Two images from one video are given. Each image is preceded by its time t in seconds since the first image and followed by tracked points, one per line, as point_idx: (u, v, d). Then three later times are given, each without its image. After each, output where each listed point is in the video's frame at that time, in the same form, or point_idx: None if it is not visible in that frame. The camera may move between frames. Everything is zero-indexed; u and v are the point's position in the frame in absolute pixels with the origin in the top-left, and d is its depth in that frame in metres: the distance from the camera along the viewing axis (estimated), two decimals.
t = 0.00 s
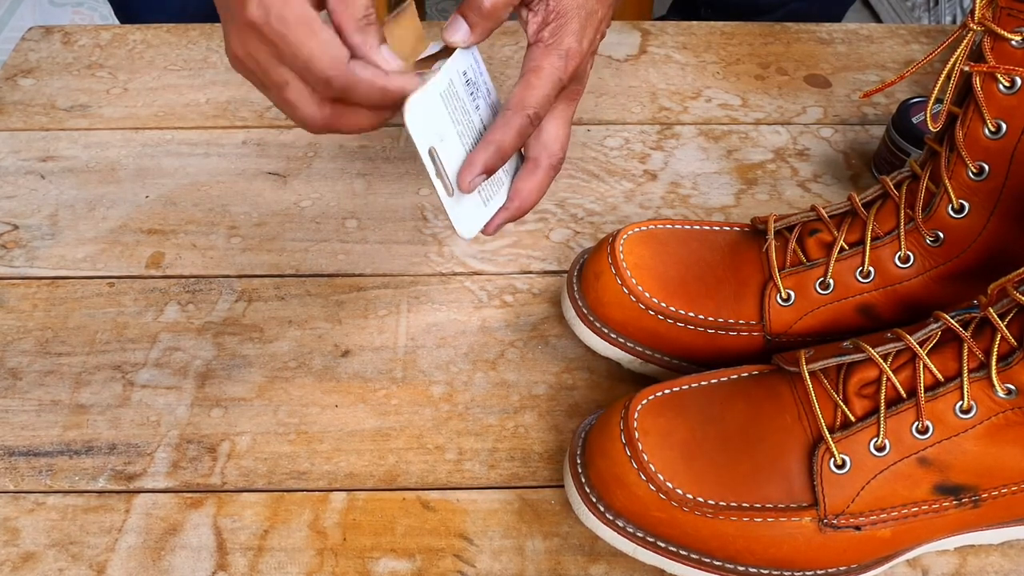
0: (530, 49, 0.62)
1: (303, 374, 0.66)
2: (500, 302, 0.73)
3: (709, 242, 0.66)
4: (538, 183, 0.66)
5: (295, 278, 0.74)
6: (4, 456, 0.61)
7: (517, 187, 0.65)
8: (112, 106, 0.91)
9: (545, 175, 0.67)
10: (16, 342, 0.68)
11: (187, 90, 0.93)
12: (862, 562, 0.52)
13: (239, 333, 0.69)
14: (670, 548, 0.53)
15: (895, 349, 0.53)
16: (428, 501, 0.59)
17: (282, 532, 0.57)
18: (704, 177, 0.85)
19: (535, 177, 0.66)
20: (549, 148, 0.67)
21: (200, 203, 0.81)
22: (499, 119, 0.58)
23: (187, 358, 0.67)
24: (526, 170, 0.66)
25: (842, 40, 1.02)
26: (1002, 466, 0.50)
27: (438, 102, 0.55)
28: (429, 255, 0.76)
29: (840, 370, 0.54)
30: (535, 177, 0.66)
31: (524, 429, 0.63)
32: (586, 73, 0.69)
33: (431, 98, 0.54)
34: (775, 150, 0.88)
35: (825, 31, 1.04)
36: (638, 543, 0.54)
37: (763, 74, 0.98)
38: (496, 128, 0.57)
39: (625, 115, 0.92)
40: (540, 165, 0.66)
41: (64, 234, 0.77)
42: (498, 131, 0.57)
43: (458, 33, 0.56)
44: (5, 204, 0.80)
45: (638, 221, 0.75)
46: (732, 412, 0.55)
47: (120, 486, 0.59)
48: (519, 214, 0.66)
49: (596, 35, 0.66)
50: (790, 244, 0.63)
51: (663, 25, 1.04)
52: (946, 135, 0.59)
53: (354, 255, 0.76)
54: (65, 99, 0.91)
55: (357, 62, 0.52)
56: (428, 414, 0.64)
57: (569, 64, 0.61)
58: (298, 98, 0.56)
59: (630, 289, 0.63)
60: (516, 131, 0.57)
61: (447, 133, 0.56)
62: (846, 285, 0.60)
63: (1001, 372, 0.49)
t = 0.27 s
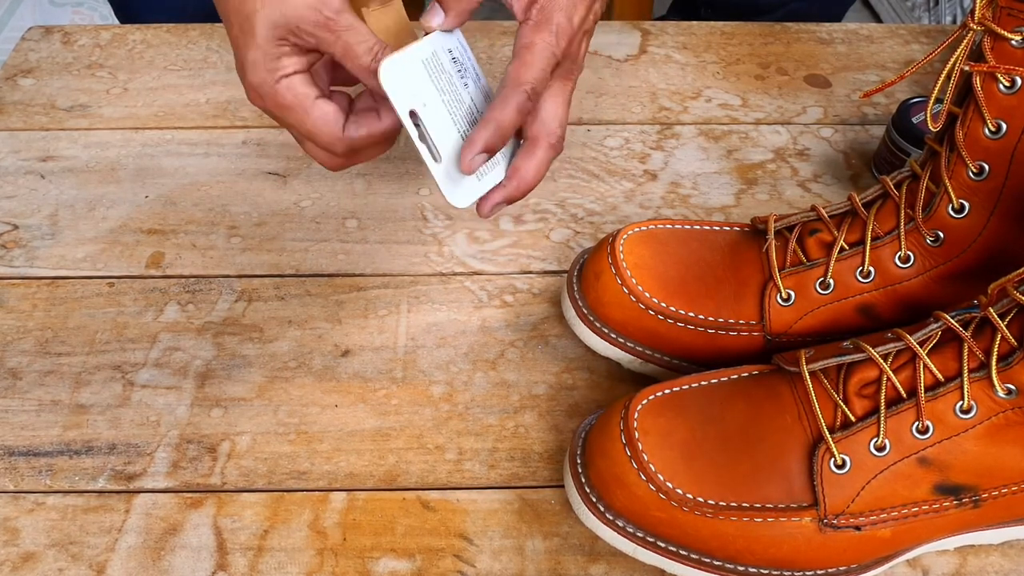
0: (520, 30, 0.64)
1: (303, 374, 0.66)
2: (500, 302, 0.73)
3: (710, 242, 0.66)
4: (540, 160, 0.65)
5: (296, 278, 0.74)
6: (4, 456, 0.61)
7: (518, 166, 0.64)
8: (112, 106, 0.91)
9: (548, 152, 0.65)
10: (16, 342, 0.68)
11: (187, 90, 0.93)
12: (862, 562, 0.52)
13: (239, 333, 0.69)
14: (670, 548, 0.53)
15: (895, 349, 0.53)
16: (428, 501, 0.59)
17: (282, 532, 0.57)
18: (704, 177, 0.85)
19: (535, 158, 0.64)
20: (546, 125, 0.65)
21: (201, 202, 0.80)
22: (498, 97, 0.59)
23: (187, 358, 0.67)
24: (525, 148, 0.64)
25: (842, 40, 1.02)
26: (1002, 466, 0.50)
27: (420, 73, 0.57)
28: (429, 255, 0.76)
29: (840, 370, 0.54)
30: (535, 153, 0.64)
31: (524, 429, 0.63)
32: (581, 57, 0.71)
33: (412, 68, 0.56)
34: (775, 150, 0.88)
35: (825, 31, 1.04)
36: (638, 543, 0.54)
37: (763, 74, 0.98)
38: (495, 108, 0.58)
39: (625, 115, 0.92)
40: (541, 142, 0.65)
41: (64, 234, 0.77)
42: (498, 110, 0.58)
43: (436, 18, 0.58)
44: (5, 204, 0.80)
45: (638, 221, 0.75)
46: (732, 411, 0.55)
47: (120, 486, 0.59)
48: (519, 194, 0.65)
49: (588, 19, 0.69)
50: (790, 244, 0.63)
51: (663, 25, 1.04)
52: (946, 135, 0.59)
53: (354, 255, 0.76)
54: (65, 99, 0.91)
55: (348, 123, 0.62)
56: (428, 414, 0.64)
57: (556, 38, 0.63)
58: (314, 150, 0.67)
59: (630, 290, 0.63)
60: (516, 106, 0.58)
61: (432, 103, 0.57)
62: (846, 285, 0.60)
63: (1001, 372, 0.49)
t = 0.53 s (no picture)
0: (549, 81, 0.62)
1: (303, 374, 0.66)
2: (500, 302, 0.73)
3: (709, 242, 0.66)
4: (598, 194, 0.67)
5: (295, 278, 0.74)
6: (4, 456, 0.61)
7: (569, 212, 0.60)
8: (112, 106, 0.91)
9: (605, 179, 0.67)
10: (16, 342, 0.68)
11: (187, 90, 0.93)
12: (862, 562, 0.52)
13: (239, 333, 0.69)
14: (670, 548, 0.53)
15: (895, 349, 0.53)
16: (428, 501, 0.59)
17: (282, 532, 0.57)
18: (704, 177, 0.85)
19: (580, 200, 0.60)
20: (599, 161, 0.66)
21: (201, 202, 0.80)
22: (568, 164, 0.61)
23: (187, 357, 0.67)
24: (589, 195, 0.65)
25: (842, 40, 1.02)
26: (1002, 466, 0.50)
27: (477, 161, 0.54)
28: (429, 255, 0.76)
29: (840, 370, 0.54)
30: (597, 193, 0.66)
31: (524, 429, 0.63)
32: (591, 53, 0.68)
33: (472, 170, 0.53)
34: (775, 150, 0.88)
35: (825, 31, 1.04)
36: (638, 543, 0.54)
37: (763, 74, 0.98)
38: (572, 176, 0.61)
39: (625, 115, 0.92)
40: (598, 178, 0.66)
41: (64, 233, 0.77)
42: (577, 176, 0.60)
43: (447, 99, 0.53)
44: (5, 204, 0.80)
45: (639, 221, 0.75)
46: (732, 411, 0.55)
47: (120, 486, 0.59)
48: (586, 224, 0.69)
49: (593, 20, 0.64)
50: (790, 244, 0.63)
51: (663, 25, 1.04)
52: (946, 135, 0.59)
53: (354, 255, 0.76)
54: (65, 99, 0.91)
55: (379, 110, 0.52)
56: (428, 414, 0.64)
57: (596, 83, 0.62)
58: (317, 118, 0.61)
59: (630, 289, 0.63)
60: (584, 167, 0.60)
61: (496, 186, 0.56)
62: (846, 284, 0.60)
63: (1001, 372, 0.49)
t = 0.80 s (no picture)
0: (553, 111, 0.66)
1: (303, 374, 0.66)
2: (500, 302, 0.73)
3: (709, 242, 0.66)
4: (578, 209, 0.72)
5: (296, 278, 0.74)
6: (5, 456, 0.61)
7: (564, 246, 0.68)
8: (112, 106, 0.91)
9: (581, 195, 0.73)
10: (16, 342, 0.68)
11: (187, 90, 0.93)
12: (862, 562, 0.52)
13: (239, 333, 0.69)
14: (670, 548, 0.53)
15: (895, 349, 0.53)
16: (429, 501, 0.59)
17: (282, 532, 0.57)
18: (704, 177, 0.85)
19: (577, 233, 0.68)
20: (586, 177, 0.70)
21: (201, 202, 0.81)
22: (571, 197, 0.67)
23: (187, 358, 0.67)
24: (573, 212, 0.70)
25: (842, 40, 1.02)
26: (1002, 466, 0.50)
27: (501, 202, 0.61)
28: (429, 255, 0.76)
29: (840, 370, 0.54)
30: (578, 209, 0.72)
31: (524, 429, 0.63)
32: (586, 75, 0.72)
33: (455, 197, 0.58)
34: (775, 150, 0.88)
35: (825, 31, 1.04)
36: (638, 543, 0.54)
37: (763, 74, 0.98)
38: (575, 213, 0.67)
39: (625, 115, 0.92)
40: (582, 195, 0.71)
41: (64, 233, 0.77)
42: (578, 212, 0.67)
43: (448, 112, 0.55)
44: (5, 204, 0.80)
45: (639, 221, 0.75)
46: (732, 411, 0.55)
47: (120, 486, 0.59)
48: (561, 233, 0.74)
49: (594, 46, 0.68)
50: (791, 244, 0.63)
51: (663, 25, 1.04)
52: (946, 135, 0.59)
53: (354, 255, 0.76)
54: (65, 99, 0.91)
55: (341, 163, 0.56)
56: (428, 414, 0.64)
57: (597, 113, 0.67)
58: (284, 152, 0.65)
59: (630, 289, 0.63)
60: (585, 200, 0.67)
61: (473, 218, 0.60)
62: (846, 284, 0.60)
63: (1001, 372, 0.49)
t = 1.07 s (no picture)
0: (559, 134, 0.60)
1: (303, 374, 0.66)
2: (500, 302, 0.72)
3: (710, 242, 0.66)
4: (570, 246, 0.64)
5: (296, 278, 0.74)
6: (5, 457, 0.61)
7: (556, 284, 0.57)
8: (112, 106, 0.91)
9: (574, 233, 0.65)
10: (16, 342, 0.68)
11: (187, 90, 0.93)
12: (862, 562, 0.53)
13: (239, 334, 0.69)
14: (670, 549, 0.53)
15: (895, 350, 0.53)
16: (428, 501, 0.59)
17: (282, 532, 0.57)
18: (704, 177, 0.85)
19: (570, 271, 0.58)
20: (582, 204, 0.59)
21: (201, 203, 0.81)
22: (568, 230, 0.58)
23: (187, 358, 0.67)
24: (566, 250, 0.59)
25: (842, 40, 1.02)
26: (1001, 466, 0.50)
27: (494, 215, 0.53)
28: (429, 255, 0.76)
29: (840, 370, 0.54)
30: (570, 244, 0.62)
31: (524, 429, 0.63)
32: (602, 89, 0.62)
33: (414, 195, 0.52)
34: (775, 150, 0.88)
35: (825, 31, 1.04)
36: (638, 544, 0.54)
37: (763, 74, 0.98)
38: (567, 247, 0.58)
39: (625, 115, 0.92)
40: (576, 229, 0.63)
41: (64, 234, 0.77)
42: (573, 250, 0.58)
43: (448, 134, 0.47)
44: (5, 204, 0.80)
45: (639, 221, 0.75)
46: (732, 412, 0.55)
47: (120, 487, 0.59)
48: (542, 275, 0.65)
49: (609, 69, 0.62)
50: (791, 244, 0.63)
51: (663, 25, 1.04)
52: (946, 135, 0.59)
53: (354, 255, 0.76)
54: (65, 99, 0.91)
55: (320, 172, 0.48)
56: (428, 414, 0.64)
57: (609, 139, 0.60)
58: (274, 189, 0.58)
59: (630, 289, 0.63)
60: (581, 234, 0.58)
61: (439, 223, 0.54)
62: (846, 285, 0.60)
63: (1001, 373, 0.49)
